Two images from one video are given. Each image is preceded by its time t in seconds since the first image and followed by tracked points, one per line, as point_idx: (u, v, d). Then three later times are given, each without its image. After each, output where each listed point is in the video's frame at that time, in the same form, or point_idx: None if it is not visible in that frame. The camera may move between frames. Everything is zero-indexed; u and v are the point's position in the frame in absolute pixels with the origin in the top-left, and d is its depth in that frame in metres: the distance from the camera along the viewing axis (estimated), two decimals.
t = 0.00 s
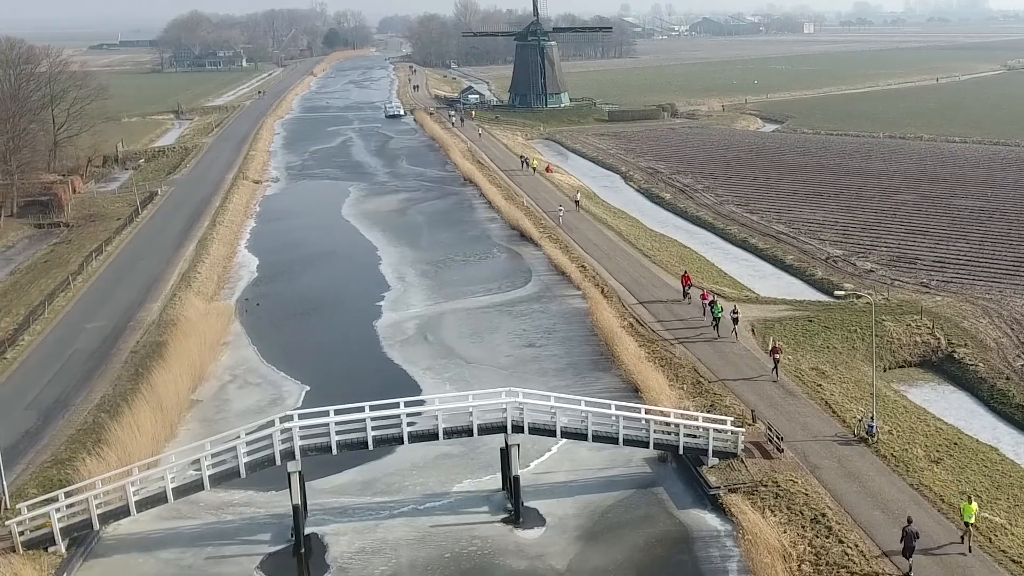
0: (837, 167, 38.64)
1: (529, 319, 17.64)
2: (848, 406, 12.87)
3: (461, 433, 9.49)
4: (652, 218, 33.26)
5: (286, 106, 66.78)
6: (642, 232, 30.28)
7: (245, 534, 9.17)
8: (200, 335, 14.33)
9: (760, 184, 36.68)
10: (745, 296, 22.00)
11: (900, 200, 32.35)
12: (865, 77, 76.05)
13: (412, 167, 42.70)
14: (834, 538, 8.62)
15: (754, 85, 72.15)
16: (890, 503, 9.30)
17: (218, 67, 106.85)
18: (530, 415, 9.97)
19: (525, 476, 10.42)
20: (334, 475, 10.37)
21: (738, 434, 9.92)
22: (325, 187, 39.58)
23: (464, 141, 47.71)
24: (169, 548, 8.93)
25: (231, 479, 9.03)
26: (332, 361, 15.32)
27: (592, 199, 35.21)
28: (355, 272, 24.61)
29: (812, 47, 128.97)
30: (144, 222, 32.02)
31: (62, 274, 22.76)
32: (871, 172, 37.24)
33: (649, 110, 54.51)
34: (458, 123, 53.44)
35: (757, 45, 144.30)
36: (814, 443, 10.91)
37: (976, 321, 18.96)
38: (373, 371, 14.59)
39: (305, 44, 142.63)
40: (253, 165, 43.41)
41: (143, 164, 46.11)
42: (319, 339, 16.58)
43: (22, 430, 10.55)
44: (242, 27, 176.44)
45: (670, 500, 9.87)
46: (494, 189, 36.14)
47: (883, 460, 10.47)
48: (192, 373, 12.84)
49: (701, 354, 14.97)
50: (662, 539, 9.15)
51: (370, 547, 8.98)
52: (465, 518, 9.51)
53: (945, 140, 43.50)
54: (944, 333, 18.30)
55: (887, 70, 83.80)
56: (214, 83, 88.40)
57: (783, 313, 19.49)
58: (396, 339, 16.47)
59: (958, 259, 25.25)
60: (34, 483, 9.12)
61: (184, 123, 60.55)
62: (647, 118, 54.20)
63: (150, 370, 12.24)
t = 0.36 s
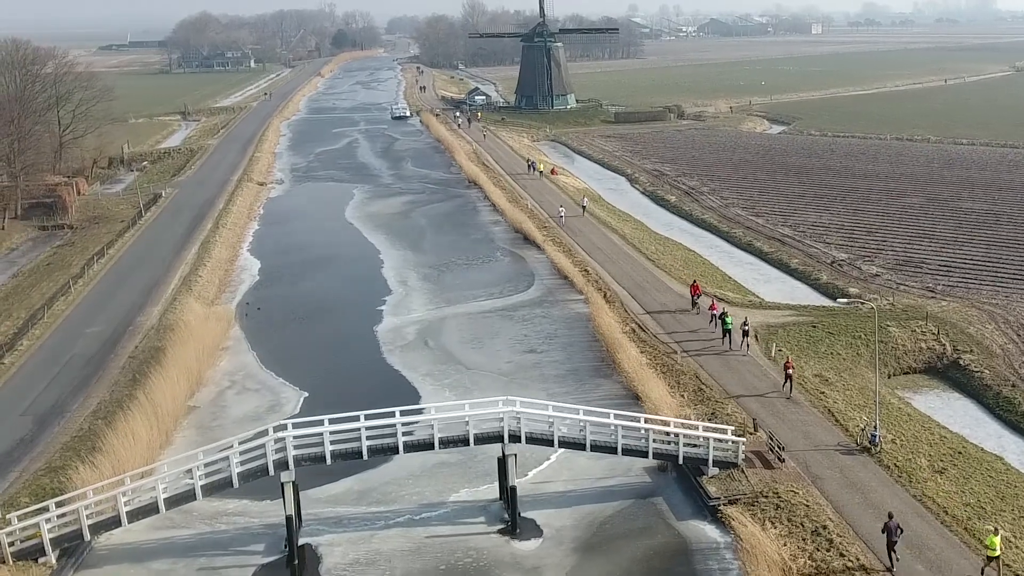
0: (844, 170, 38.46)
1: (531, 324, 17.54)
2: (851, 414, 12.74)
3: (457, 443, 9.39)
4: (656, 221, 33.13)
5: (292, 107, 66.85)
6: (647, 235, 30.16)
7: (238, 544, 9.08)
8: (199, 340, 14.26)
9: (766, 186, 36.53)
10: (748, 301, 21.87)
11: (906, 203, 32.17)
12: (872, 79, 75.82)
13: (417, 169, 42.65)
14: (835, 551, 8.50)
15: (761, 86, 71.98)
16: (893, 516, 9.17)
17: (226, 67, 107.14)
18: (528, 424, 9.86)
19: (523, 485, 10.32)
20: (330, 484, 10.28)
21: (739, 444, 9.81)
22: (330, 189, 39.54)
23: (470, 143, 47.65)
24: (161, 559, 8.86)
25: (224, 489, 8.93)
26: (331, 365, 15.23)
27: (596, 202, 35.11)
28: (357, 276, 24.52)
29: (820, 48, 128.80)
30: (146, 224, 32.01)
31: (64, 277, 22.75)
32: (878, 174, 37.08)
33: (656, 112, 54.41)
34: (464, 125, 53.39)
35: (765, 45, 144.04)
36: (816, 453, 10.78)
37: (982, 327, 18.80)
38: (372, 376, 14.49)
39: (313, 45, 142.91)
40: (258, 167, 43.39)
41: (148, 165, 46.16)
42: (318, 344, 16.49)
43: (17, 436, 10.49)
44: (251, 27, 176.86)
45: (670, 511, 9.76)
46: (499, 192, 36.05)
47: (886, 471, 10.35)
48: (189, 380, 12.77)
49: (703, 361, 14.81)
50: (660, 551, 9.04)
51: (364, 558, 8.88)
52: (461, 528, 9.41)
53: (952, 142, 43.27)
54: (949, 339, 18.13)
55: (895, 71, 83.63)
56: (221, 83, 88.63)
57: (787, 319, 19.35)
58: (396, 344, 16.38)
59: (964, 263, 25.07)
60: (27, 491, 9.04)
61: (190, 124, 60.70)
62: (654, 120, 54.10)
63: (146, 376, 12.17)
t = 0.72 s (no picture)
0: (850, 171, 38.31)
1: (531, 329, 17.43)
2: (854, 423, 12.62)
3: (453, 452, 9.29)
4: (660, 223, 33.02)
5: (298, 108, 66.86)
6: (650, 238, 30.04)
7: (231, 555, 9.00)
8: (196, 345, 14.20)
9: (771, 188, 36.37)
10: (752, 305, 21.72)
11: (912, 205, 31.99)
12: (880, 79, 75.56)
13: (422, 170, 42.58)
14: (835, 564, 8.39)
15: (768, 87, 71.77)
16: (894, 530, 9.05)
17: (234, 67, 107.26)
18: (524, 433, 9.75)
19: (520, 495, 10.22)
20: (324, 493, 10.19)
21: (739, 453, 9.69)
22: (334, 191, 39.48)
23: (474, 144, 47.56)
24: (153, 569, 8.78)
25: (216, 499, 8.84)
26: (330, 371, 15.14)
27: (601, 204, 34.99)
28: (358, 280, 24.44)
29: (828, 48, 128.52)
30: (149, 226, 31.98)
31: (65, 280, 22.73)
32: (884, 176, 36.91)
33: (661, 113, 54.30)
34: (469, 126, 53.30)
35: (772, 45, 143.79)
36: (817, 462, 10.66)
37: (987, 332, 18.64)
38: (370, 382, 14.40)
39: (321, 45, 143.14)
40: (262, 168, 43.34)
41: (153, 166, 46.17)
42: (317, 349, 16.41)
43: (11, 443, 10.42)
44: (258, 27, 177.27)
45: (668, 522, 9.65)
46: (502, 194, 35.98)
47: (888, 482, 10.24)
48: (186, 386, 12.70)
49: (704, 367, 14.69)
50: (657, 564, 8.93)
51: (357, 570, 8.79)
52: (456, 539, 9.32)
53: (960, 144, 43.03)
54: (954, 345, 17.99)
55: (902, 71, 83.46)
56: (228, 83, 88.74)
57: (790, 324, 19.22)
58: (396, 350, 16.29)
59: (970, 267, 24.89)
60: (18, 500, 8.96)
61: (196, 124, 60.74)
62: (659, 121, 53.99)
63: (142, 382, 12.10)
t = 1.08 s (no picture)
0: (857, 173, 38.14)
1: (533, 334, 17.33)
2: (857, 431, 12.49)
3: (448, 463, 9.21)
4: (665, 226, 32.90)
5: (304, 108, 66.88)
6: (655, 240, 29.92)
7: (224, 566, 8.92)
8: (195, 350, 14.12)
9: (777, 190, 36.22)
10: (755, 309, 21.56)
11: (918, 208, 31.81)
12: (887, 80, 75.35)
13: (427, 172, 42.51)
14: None
15: (776, 87, 71.56)
16: (897, 545, 8.91)
17: (242, 67, 107.41)
18: (521, 443, 9.66)
19: (517, 505, 10.13)
20: (320, 502, 10.11)
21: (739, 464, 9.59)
22: (338, 192, 39.43)
23: (480, 145, 47.50)
24: None
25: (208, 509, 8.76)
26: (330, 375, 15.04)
27: (605, 206, 34.89)
28: (361, 283, 24.37)
29: (837, 49, 128.17)
30: (153, 228, 31.97)
31: (66, 282, 22.69)
32: (891, 178, 36.72)
33: (668, 113, 54.17)
34: (475, 126, 53.21)
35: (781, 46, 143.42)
36: (818, 472, 10.54)
37: (993, 338, 18.46)
38: (369, 388, 14.31)
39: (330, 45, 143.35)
40: (267, 169, 43.32)
41: (158, 166, 46.19)
42: (317, 353, 16.33)
43: (5, 449, 10.36)
44: (267, 27, 177.68)
45: (667, 533, 9.55)
46: (507, 196, 35.89)
47: (891, 493, 10.11)
48: (183, 392, 12.63)
49: (706, 374, 14.58)
50: None
51: None
52: (452, 550, 9.21)
53: (967, 145, 42.81)
54: (959, 351, 17.82)
55: (911, 71, 83.19)
56: (237, 83, 88.99)
57: (794, 329, 19.08)
58: (396, 355, 16.19)
59: (976, 271, 24.69)
60: (10, 509, 8.89)
61: (203, 125, 60.81)
62: (666, 121, 53.85)
63: (139, 387, 12.03)
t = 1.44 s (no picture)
0: (866, 175, 37.97)
1: (537, 339, 17.24)
2: (862, 441, 12.35)
3: (445, 474, 9.16)
4: (673, 228, 32.78)
5: (314, 109, 66.99)
6: (662, 244, 29.79)
7: None
8: (197, 355, 14.07)
9: (786, 192, 36.04)
10: (762, 315, 21.40)
11: (928, 211, 31.59)
12: (898, 81, 75.04)
13: (435, 173, 42.49)
14: None
15: (786, 88, 71.33)
16: (900, 559, 8.80)
17: (254, 67, 107.64)
18: (519, 453, 9.60)
19: (515, 516, 10.05)
20: (317, 513, 10.06)
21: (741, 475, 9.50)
22: (346, 195, 39.43)
23: (488, 146, 47.45)
24: None
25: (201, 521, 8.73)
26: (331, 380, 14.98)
27: (613, 209, 34.78)
28: (365, 286, 24.32)
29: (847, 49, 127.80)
30: (160, 230, 32.00)
31: (71, 285, 22.71)
32: (900, 181, 36.50)
33: (677, 115, 54.04)
34: (484, 128, 53.16)
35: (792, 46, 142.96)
36: (822, 484, 10.42)
37: (1001, 345, 18.27)
38: (370, 394, 14.24)
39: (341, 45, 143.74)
40: (275, 171, 43.34)
41: (167, 168, 46.29)
42: (319, 359, 16.26)
43: (2, 456, 10.32)
44: (277, 27, 178.17)
45: (667, 545, 9.47)
46: (514, 198, 35.85)
47: (895, 505, 9.99)
48: (183, 399, 12.58)
49: (711, 382, 14.46)
50: None
51: None
52: (449, 562, 9.13)
53: (978, 147, 42.53)
54: (967, 358, 17.64)
55: (922, 71, 82.84)
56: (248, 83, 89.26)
57: (800, 335, 18.94)
58: (398, 360, 16.12)
59: (985, 276, 24.47)
60: (5, 518, 8.84)
61: (214, 125, 60.93)
62: (675, 123, 53.73)
63: (139, 393, 11.98)
